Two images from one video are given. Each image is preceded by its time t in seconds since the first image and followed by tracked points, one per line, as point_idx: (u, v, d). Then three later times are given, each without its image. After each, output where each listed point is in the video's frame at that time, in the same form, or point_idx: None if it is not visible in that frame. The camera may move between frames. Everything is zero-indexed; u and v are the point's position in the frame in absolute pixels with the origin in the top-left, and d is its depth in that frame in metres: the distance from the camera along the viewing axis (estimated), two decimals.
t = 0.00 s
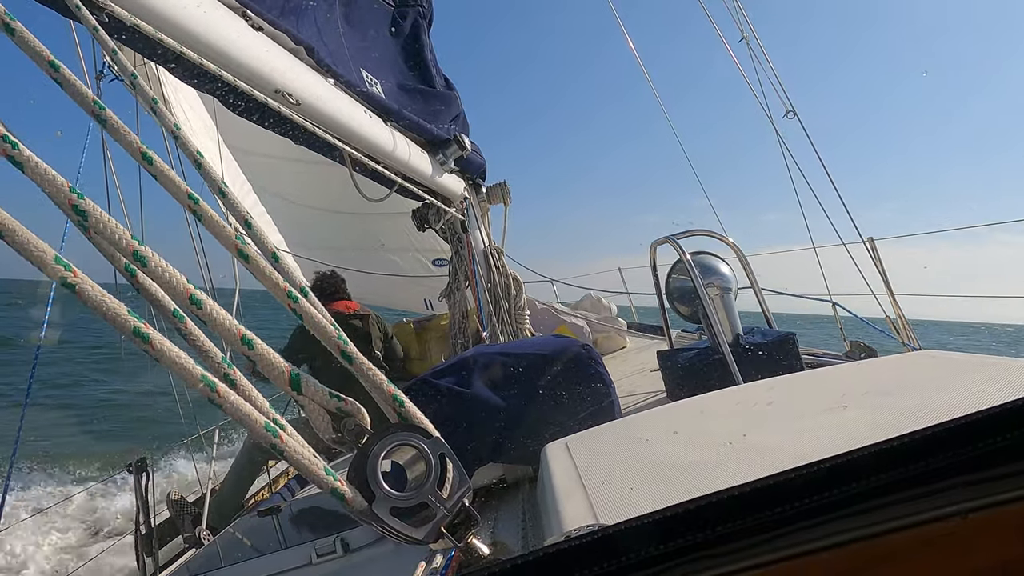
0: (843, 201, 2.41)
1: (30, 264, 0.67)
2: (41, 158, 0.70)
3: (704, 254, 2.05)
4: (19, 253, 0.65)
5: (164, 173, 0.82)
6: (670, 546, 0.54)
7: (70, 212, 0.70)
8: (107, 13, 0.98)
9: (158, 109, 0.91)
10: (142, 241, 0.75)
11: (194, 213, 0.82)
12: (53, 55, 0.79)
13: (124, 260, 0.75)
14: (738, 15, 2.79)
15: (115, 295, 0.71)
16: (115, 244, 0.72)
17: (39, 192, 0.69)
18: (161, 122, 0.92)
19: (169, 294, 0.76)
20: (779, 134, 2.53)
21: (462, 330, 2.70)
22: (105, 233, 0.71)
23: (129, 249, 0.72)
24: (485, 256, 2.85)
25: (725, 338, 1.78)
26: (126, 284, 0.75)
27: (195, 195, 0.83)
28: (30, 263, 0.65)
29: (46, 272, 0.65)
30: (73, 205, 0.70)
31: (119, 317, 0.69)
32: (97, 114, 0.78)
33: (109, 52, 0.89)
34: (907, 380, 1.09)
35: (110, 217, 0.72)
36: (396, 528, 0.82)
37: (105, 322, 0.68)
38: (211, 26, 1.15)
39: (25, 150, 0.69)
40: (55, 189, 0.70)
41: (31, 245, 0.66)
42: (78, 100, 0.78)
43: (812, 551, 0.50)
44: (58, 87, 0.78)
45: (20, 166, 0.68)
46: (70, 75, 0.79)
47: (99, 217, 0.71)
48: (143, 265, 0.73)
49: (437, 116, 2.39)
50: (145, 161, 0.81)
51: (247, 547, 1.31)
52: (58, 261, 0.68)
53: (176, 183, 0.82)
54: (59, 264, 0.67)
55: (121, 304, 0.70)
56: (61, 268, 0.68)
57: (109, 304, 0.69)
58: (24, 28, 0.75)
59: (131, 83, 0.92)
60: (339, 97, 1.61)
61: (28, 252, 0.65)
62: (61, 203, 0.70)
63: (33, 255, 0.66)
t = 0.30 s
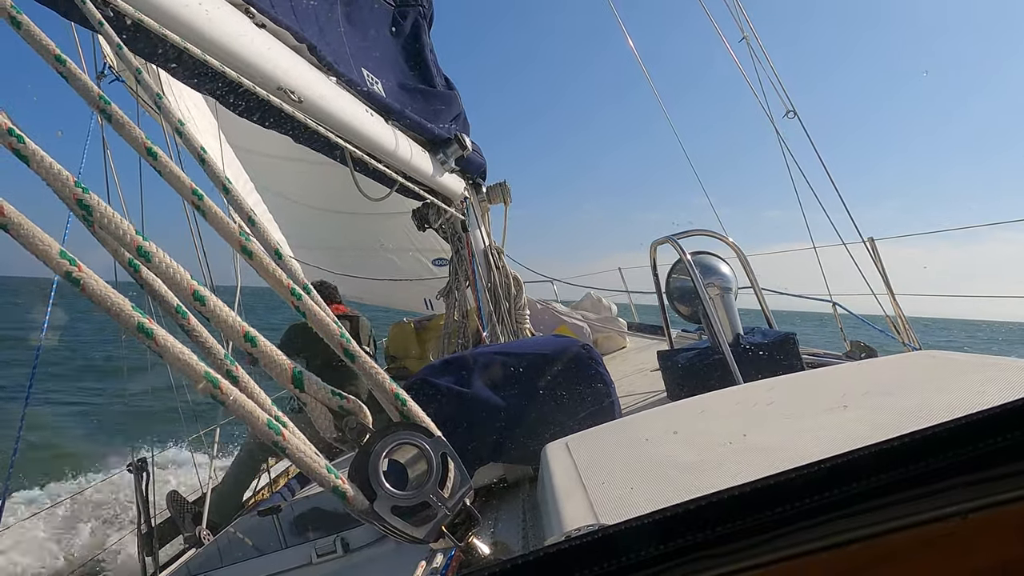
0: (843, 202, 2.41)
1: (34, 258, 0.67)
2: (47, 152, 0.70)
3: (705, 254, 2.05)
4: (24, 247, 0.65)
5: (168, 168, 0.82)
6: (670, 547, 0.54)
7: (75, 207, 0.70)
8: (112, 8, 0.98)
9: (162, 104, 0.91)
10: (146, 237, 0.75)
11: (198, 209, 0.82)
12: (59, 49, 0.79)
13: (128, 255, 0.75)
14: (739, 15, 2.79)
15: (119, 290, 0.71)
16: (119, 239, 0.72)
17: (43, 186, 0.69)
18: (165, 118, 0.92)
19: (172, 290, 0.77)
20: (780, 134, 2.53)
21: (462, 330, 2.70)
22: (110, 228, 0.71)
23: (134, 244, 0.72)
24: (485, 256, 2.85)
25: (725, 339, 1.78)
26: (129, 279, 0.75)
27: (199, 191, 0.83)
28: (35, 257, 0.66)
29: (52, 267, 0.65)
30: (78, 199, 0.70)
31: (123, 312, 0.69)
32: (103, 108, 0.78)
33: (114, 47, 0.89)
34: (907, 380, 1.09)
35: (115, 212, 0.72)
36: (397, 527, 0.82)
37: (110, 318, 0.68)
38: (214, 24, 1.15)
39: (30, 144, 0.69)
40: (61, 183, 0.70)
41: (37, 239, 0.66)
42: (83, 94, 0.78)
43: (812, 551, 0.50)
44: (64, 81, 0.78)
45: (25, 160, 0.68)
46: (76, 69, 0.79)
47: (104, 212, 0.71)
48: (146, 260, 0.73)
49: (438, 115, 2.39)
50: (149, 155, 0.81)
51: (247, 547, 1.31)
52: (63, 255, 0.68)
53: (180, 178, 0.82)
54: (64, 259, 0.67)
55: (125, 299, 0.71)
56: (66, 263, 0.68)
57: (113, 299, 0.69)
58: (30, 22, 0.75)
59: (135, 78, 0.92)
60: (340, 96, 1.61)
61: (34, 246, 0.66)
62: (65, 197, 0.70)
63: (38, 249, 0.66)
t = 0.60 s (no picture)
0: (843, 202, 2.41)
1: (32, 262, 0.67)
2: (44, 156, 0.70)
3: (705, 254, 2.05)
4: (22, 251, 0.65)
5: (166, 171, 0.82)
6: (670, 546, 0.54)
7: (72, 210, 0.70)
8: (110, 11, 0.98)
9: (160, 107, 0.91)
10: (144, 240, 0.75)
11: (196, 211, 0.82)
12: (56, 53, 0.79)
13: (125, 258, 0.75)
14: (738, 15, 2.79)
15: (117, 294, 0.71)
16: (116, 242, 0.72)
17: (41, 189, 0.69)
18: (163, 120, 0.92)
19: (170, 292, 0.76)
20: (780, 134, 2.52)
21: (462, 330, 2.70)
22: (108, 232, 0.71)
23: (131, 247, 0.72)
24: (484, 256, 2.85)
25: (725, 338, 1.78)
26: (127, 281, 0.74)
27: (197, 194, 0.83)
28: (32, 261, 0.65)
29: (49, 270, 0.65)
30: (75, 203, 0.70)
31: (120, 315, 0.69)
32: (100, 112, 0.78)
33: (111, 49, 0.89)
34: (907, 380, 1.09)
35: (112, 215, 0.72)
36: (396, 527, 0.82)
37: (108, 321, 0.68)
38: (213, 25, 1.15)
39: (27, 148, 0.69)
40: (58, 186, 0.69)
41: (34, 243, 0.66)
42: (80, 97, 0.78)
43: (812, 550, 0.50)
44: (61, 85, 0.78)
45: (22, 164, 0.68)
46: (73, 72, 0.79)
47: (101, 215, 0.71)
48: (144, 263, 0.73)
49: (437, 116, 2.39)
50: (147, 158, 0.81)
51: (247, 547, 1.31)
52: (61, 259, 0.68)
53: (178, 181, 0.82)
54: (61, 262, 0.67)
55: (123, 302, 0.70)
56: (64, 267, 0.67)
57: (111, 302, 0.69)
58: (26, 26, 0.75)
59: (133, 80, 0.92)
60: (340, 97, 1.61)
61: (32, 250, 0.65)
62: (63, 201, 0.70)
63: (36, 253, 0.66)
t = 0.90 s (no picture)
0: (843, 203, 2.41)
1: (34, 259, 0.67)
2: (46, 153, 0.70)
3: (705, 254, 2.05)
4: (24, 249, 0.65)
5: (168, 169, 0.82)
6: (670, 546, 0.54)
7: (75, 208, 0.70)
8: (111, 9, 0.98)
9: (162, 105, 0.91)
10: (146, 237, 0.75)
11: (198, 209, 0.82)
12: (58, 50, 0.79)
13: (127, 256, 0.75)
14: (739, 16, 2.78)
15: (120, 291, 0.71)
16: (119, 240, 0.72)
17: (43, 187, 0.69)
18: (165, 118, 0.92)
19: (172, 290, 0.76)
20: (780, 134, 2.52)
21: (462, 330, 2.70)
22: (110, 229, 0.71)
23: (133, 245, 0.72)
24: (485, 256, 2.85)
25: (726, 338, 1.78)
26: (129, 279, 0.75)
27: (199, 191, 0.83)
28: (35, 258, 0.65)
29: (51, 268, 0.65)
30: (77, 200, 0.70)
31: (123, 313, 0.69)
32: (102, 109, 0.78)
33: (113, 47, 0.89)
34: (907, 381, 1.09)
35: (114, 213, 0.72)
36: (396, 527, 0.82)
37: (109, 318, 0.68)
38: (214, 24, 1.15)
39: (30, 145, 0.69)
40: (60, 184, 0.69)
41: (36, 240, 0.66)
42: (82, 95, 0.78)
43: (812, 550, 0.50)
44: (63, 82, 0.78)
45: (24, 161, 0.68)
46: (75, 69, 0.79)
47: (103, 212, 0.71)
48: (146, 261, 0.73)
49: (438, 116, 2.39)
50: (148, 156, 0.81)
51: (248, 547, 1.31)
52: (63, 257, 0.68)
53: (180, 178, 0.82)
54: (64, 260, 0.67)
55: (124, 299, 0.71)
56: (66, 264, 0.67)
57: (113, 300, 0.69)
58: (29, 23, 0.75)
59: (135, 78, 0.91)
60: (341, 97, 1.61)
61: (34, 247, 0.65)
62: (65, 198, 0.70)
63: (38, 250, 0.66)
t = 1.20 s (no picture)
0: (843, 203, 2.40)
1: (32, 262, 0.67)
2: (44, 155, 0.70)
3: (705, 254, 2.05)
4: (22, 251, 0.65)
5: (166, 170, 0.82)
6: (669, 547, 0.54)
7: (72, 210, 0.70)
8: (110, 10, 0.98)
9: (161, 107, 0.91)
10: (144, 239, 0.75)
11: (196, 211, 0.82)
12: (56, 52, 0.79)
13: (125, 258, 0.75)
14: (739, 16, 2.78)
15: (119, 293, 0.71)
16: (117, 242, 0.71)
17: (40, 189, 0.69)
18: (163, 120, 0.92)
19: (171, 292, 0.76)
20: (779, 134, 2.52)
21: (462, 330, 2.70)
22: (108, 231, 0.71)
23: (132, 247, 0.72)
24: (485, 256, 2.85)
25: (726, 338, 1.78)
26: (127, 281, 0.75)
27: (197, 193, 0.83)
28: (33, 260, 0.65)
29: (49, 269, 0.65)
30: (75, 203, 0.70)
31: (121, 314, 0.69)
32: (100, 111, 0.78)
33: (111, 49, 0.89)
34: (908, 381, 1.08)
35: (112, 215, 0.72)
36: (396, 527, 0.82)
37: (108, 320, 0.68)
38: (213, 25, 1.15)
39: (28, 147, 0.69)
40: (58, 186, 0.69)
41: (34, 242, 0.66)
42: (80, 97, 0.78)
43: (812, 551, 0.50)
44: (61, 85, 0.78)
45: (22, 163, 0.68)
46: (73, 72, 0.79)
47: (101, 215, 0.71)
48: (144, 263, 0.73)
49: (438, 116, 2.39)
50: (147, 158, 0.81)
51: (247, 547, 1.31)
52: (61, 258, 0.68)
53: (178, 180, 0.82)
54: (62, 262, 0.67)
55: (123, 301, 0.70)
56: (64, 266, 0.67)
57: (112, 302, 0.69)
58: (26, 25, 0.75)
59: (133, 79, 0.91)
60: (341, 98, 1.61)
61: (32, 250, 0.65)
62: (63, 200, 0.70)
63: (36, 253, 0.66)
